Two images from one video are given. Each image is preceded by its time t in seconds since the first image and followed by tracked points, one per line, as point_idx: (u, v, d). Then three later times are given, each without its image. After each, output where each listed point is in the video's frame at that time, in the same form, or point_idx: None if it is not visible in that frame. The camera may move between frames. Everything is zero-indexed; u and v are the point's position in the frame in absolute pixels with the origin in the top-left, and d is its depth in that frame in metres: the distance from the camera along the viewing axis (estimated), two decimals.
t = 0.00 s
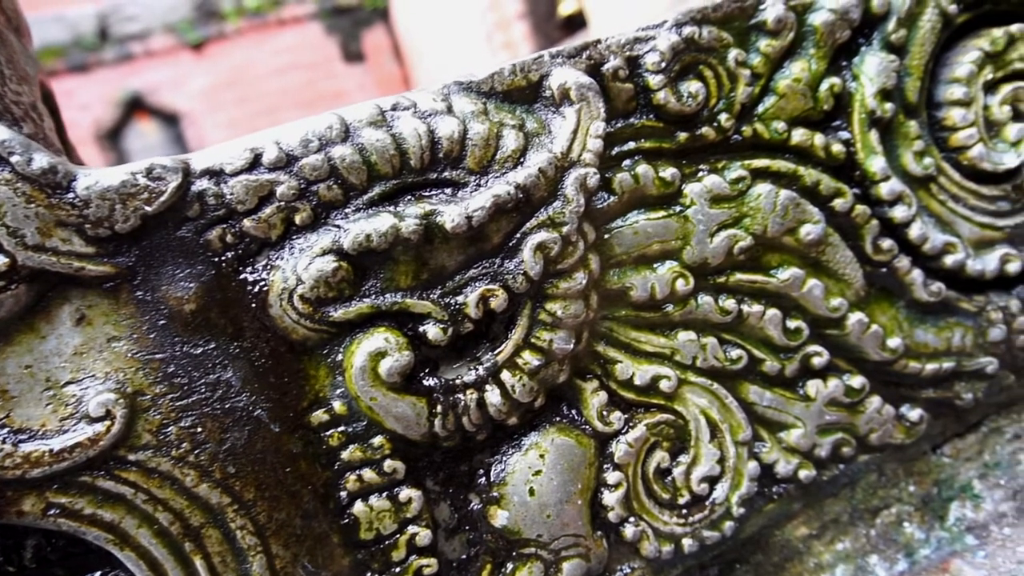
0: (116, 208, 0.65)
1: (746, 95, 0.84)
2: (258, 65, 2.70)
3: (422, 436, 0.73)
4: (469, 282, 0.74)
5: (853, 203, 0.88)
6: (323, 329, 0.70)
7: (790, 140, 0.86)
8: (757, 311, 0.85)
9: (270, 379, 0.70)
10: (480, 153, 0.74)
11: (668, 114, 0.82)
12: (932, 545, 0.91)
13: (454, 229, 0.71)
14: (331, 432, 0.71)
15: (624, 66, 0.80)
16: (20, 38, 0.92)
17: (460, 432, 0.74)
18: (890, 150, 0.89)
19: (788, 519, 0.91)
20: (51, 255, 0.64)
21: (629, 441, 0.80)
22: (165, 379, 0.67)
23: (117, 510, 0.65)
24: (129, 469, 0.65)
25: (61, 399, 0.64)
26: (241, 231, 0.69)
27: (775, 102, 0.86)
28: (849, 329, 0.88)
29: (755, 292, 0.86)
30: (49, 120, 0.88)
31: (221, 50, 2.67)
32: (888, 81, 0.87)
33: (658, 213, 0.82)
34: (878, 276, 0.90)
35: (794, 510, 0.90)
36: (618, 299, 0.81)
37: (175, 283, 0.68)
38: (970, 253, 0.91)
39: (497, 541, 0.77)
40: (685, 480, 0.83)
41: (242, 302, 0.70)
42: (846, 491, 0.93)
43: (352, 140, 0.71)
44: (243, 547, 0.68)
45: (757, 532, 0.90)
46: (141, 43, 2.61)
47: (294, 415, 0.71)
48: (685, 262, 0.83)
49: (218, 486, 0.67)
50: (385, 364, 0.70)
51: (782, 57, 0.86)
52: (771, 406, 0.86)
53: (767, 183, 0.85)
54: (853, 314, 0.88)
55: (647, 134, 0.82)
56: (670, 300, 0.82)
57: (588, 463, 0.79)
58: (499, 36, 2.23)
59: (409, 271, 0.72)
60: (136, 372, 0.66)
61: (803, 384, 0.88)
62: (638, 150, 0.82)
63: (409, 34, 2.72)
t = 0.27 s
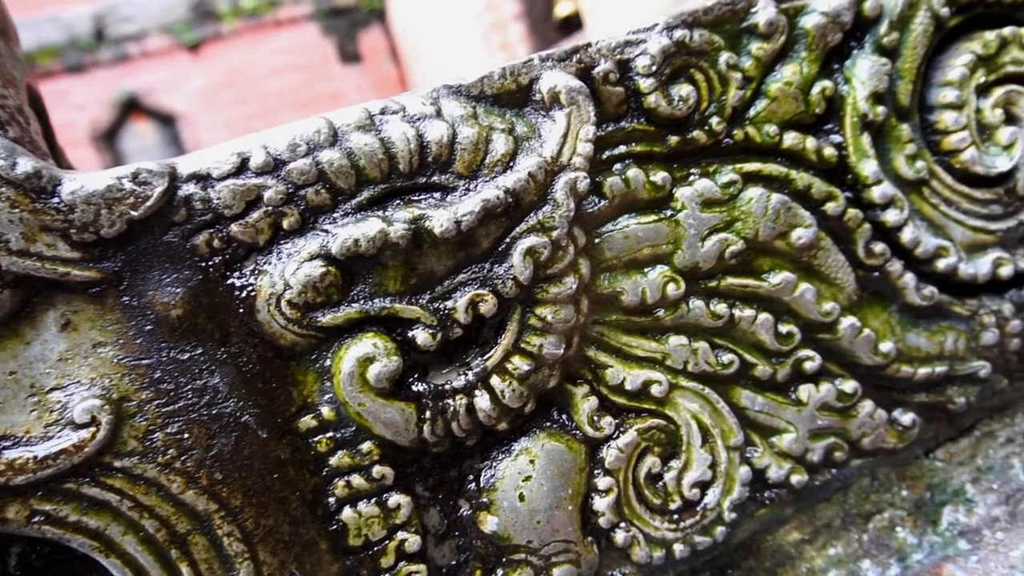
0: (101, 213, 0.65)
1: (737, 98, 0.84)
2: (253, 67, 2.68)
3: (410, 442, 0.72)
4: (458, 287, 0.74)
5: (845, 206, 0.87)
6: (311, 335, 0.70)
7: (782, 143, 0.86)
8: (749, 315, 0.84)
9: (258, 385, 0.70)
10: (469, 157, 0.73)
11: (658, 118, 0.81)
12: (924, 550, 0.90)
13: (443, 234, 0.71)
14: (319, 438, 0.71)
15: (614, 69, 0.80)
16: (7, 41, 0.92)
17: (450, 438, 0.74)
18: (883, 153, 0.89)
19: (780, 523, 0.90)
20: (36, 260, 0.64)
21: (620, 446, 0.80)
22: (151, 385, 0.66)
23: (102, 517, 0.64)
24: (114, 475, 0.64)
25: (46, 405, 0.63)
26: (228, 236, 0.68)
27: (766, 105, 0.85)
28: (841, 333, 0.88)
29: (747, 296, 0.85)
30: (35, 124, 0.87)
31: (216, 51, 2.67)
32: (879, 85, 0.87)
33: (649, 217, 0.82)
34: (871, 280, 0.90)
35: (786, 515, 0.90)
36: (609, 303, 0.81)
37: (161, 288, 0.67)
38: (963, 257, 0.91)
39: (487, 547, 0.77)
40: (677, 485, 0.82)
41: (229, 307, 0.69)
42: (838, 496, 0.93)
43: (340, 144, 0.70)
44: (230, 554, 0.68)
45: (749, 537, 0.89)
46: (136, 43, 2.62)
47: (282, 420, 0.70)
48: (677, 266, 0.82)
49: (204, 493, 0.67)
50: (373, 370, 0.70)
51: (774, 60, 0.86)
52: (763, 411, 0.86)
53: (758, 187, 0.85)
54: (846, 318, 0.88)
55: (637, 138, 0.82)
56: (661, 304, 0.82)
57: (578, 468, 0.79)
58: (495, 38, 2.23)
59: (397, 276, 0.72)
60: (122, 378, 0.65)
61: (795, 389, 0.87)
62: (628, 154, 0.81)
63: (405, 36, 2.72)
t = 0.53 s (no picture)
0: (87, 218, 0.64)
1: (728, 102, 0.84)
2: (250, 68, 2.69)
3: (399, 448, 0.72)
4: (447, 292, 0.73)
5: (837, 210, 0.87)
6: (299, 340, 0.70)
7: (773, 147, 0.86)
8: (740, 320, 0.84)
9: (245, 391, 0.69)
10: (458, 161, 0.73)
11: (649, 122, 0.81)
12: (916, 555, 0.90)
13: (432, 238, 0.71)
14: (307, 444, 0.71)
15: (605, 73, 0.79)
16: None
17: (438, 444, 0.74)
18: (874, 157, 0.89)
19: (772, 529, 0.90)
20: (20, 265, 0.63)
21: (610, 451, 0.79)
22: (137, 391, 0.66)
23: (87, 524, 0.64)
24: (99, 482, 0.64)
25: (30, 411, 0.63)
26: (216, 241, 0.68)
27: (757, 109, 0.85)
28: (833, 338, 0.87)
29: (738, 301, 0.85)
30: (23, 128, 0.87)
31: (212, 52, 2.67)
32: (871, 89, 0.87)
33: (639, 221, 0.82)
34: (862, 284, 0.90)
35: (778, 520, 0.90)
36: (600, 307, 0.81)
37: (148, 293, 0.67)
38: (955, 261, 0.91)
39: (477, 553, 0.76)
40: (668, 490, 0.82)
41: (216, 313, 0.69)
42: (830, 501, 0.92)
43: (328, 148, 0.70)
44: (216, 560, 0.67)
45: (741, 542, 0.89)
46: (134, 45, 2.61)
47: (269, 426, 0.70)
48: (667, 271, 0.82)
49: (191, 500, 0.66)
50: (361, 376, 0.69)
51: (765, 64, 0.86)
52: (754, 416, 0.85)
53: (749, 191, 0.84)
54: (837, 322, 0.88)
55: (628, 142, 0.81)
56: (651, 309, 0.82)
57: (568, 473, 0.78)
58: (492, 39, 2.22)
59: (386, 281, 0.72)
60: (108, 384, 0.65)
61: (786, 394, 0.87)
62: (619, 158, 0.81)
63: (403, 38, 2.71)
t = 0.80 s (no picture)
0: (72, 222, 0.64)
1: (719, 105, 0.83)
2: (245, 70, 2.68)
3: (387, 453, 0.71)
4: (436, 296, 0.73)
5: (828, 214, 0.87)
6: (286, 345, 0.69)
7: (764, 150, 0.85)
8: (731, 324, 0.84)
9: (232, 396, 0.69)
10: (447, 165, 0.73)
11: (639, 125, 0.81)
12: (908, 559, 0.90)
13: (420, 242, 0.70)
14: (295, 449, 0.70)
15: (594, 76, 0.79)
16: None
17: (427, 449, 0.73)
18: (865, 160, 0.89)
19: (763, 533, 0.90)
20: (5, 270, 0.63)
21: (600, 456, 0.79)
22: (123, 397, 0.65)
23: (72, 531, 0.63)
24: (84, 488, 0.63)
25: (14, 417, 0.62)
26: (202, 245, 0.68)
27: (748, 112, 0.85)
28: (824, 341, 0.87)
29: (729, 304, 0.85)
30: (9, 131, 0.87)
31: (207, 53, 2.66)
32: (862, 92, 0.86)
33: (630, 225, 0.81)
34: (854, 288, 0.90)
35: (769, 524, 0.89)
36: (590, 311, 0.80)
37: (134, 298, 0.67)
38: (947, 264, 0.91)
39: (466, 558, 0.76)
40: (658, 495, 0.82)
41: (203, 317, 0.68)
42: (822, 505, 0.92)
43: (315, 152, 0.70)
44: (203, 567, 0.67)
45: (732, 546, 0.89)
46: (129, 46, 2.60)
47: (256, 431, 0.70)
48: (658, 274, 0.82)
49: (177, 506, 0.66)
50: (348, 381, 0.69)
51: (756, 67, 0.85)
52: (745, 420, 0.85)
53: (740, 194, 0.84)
54: (828, 326, 0.87)
55: (618, 145, 0.81)
56: (642, 313, 0.81)
57: (558, 478, 0.78)
58: (489, 40, 2.22)
59: (374, 285, 0.71)
60: (93, 390, 0.65)
61: (778, 397, 0.87)
62: (609, 162, 0.81)
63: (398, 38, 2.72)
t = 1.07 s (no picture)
0: (57, 226, 0.64)
1: (710, 108, 0.83)
2: (242, 70, 2.69)
3: (376, 457, 0.71)
4: (425, 300, 0.73)
5: (819, 217, 0.87)
6: (274, 349, 0.69)
7: (755, 153, 0.85)
8: (723, 326, 0.83)
9: (219, 401, 0.69)
10: (436, 168, 0.72)
11: (630, 128, 0.81)
12: (900, 563, 0.90)
13: (408, 246, 0.70)
14: (283, 454, 0.70)
15: (585, 79, 0.79)
16: None
17: (416, 453, 0.73)
18: (857, 163, 0.88)
19: (755, 537, 0.90)
20: None
21: (591, 460, 0.79)
22: (109, 401, 0.65)
23: (57, 536, 0.63)
24: (70, 494, 0.63)
25: None
26: (190, 249, 0.67)
27: (739, 115, 0.85)
28: (816, 345, 0.87)
29: (721, 308, 0.84)
30: None
31: (204, 55, 2.66)
32: (853, 95, 0.86)
33: (620, 228, 0.81)
34: (846, 291, 0.89)
35: (761, 527, 0.89)
36: (581, 315, 0.80)
37: (120, 302, 0.66)
38: (939, 267, 0.90)
39: (455, 563, 0.76)
40: (649, 499, 0.81)
41: (191, 321, 0.68)
42: (814, 508, 0.92)
43: (303, 156, 0.69)
44: (190, 572, 0.66)
45: (723, 550, 0.88)
46: (126, 47, 2.59)
47: (244, 436, 0.69)
48: (648, 277, 0.81)
49: (163, 511, 0.65)
50: (337, 385, 0.69)
51: (747, 69, 0.85)
52: (737, 423, 0.85)
53: (731, 197, 0.84)
54: (820, 329, 0.87)
55: (609, 148, 0.81)
56: (633, 316, 0.81)
57: (548, 482, 0.78)
58: (485, 42, 2.22)
59: (362, 289, 0.71)
60: (79, 395, 0.64)
61: (770, 401, 0.86)
62: (600, 165, 0.81)
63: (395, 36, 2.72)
